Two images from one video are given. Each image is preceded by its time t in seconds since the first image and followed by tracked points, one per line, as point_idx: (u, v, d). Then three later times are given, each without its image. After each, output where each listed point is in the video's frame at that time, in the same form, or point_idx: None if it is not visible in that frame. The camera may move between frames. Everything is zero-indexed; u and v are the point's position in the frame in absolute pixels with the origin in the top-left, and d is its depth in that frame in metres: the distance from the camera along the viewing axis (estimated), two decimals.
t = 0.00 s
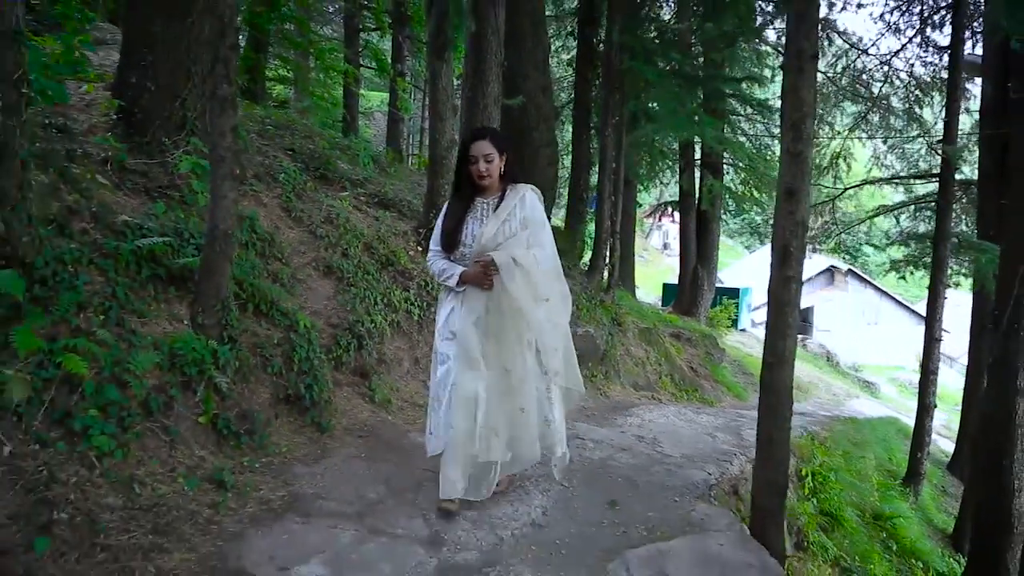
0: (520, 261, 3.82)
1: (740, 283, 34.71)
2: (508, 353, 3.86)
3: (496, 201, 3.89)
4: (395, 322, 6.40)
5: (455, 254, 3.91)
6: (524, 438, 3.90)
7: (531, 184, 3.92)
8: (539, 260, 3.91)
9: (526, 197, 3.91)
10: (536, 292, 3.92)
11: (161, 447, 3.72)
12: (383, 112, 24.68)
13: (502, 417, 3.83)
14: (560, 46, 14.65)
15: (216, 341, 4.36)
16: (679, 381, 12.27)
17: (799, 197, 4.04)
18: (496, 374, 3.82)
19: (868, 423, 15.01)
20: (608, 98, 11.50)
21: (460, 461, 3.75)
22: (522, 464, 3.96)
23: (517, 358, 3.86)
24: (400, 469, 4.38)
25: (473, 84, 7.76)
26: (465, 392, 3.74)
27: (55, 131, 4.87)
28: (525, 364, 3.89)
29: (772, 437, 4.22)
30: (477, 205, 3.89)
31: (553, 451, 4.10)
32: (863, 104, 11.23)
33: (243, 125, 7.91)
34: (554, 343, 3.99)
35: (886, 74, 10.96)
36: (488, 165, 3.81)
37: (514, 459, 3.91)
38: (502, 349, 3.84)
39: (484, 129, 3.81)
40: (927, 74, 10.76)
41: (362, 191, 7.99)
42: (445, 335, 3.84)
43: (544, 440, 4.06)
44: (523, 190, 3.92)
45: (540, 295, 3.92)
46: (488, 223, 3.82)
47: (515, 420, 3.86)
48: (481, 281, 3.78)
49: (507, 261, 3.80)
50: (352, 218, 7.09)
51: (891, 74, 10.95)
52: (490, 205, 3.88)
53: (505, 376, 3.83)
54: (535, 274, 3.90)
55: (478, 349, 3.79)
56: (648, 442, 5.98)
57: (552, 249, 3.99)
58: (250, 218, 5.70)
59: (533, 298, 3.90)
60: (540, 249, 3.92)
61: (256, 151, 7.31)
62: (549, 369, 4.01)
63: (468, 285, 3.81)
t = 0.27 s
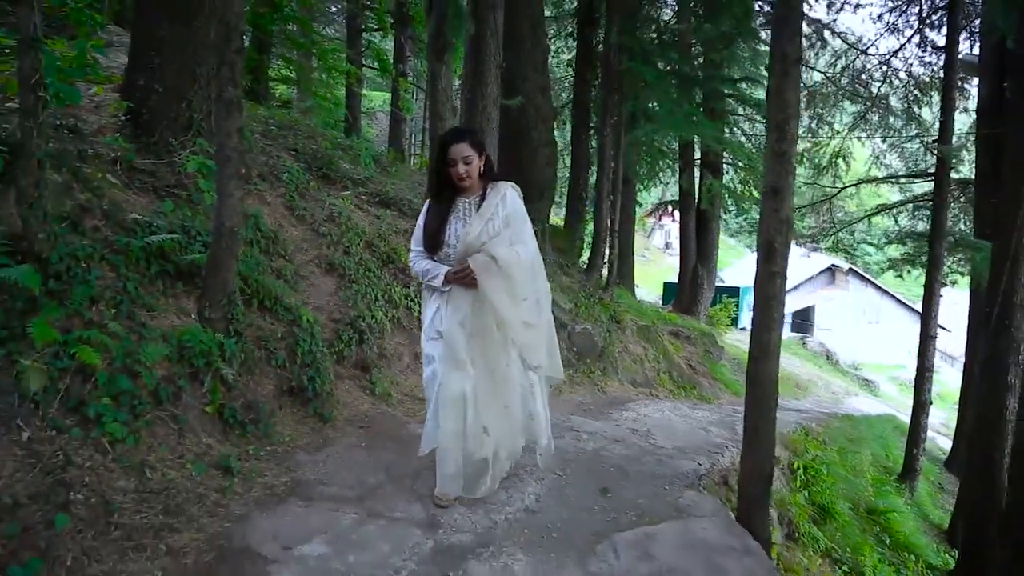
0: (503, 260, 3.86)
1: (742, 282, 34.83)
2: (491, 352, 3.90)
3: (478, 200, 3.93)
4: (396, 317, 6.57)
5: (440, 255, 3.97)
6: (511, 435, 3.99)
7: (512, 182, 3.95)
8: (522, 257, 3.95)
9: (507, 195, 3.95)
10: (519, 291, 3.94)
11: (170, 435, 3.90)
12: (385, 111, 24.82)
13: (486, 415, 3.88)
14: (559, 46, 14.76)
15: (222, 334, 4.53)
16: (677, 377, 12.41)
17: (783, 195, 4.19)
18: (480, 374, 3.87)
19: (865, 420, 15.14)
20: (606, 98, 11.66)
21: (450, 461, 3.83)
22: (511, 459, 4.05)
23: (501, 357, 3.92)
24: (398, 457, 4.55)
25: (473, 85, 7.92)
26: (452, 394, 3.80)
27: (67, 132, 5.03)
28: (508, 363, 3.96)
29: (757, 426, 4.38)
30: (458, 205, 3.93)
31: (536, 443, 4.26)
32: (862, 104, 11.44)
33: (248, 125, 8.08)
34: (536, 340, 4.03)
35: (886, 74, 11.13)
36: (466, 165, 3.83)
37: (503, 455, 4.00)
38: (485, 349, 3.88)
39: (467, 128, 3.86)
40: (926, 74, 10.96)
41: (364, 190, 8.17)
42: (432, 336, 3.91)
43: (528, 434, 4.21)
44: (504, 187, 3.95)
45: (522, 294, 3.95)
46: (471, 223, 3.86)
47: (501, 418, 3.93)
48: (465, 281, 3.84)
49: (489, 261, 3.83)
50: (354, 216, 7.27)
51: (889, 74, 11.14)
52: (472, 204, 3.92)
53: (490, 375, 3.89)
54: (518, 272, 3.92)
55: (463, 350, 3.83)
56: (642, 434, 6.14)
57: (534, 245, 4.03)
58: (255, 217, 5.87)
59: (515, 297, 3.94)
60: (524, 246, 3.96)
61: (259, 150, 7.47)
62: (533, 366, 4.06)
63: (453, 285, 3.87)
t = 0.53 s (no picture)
0: (480, 248, 3.94)
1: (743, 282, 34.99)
2: (470, 342, 4.03)
3: (454, 190, 4.01)
4: (396, 313, 6.77)
5: (417, 246, 4.03)
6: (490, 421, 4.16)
7: (486, 171, 4.03)
8: (499, 245, 4.04)
9: (482, 185, 4.03)
10: (495, 280, 4.05)
11: (179, 422, 4.11)
12: (387, 111, 25.01)
13: (466, 401, 4.06)
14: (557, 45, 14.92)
15: (229, 327, 4.74)
16: (675, 374, 12.56)
17: (765, 194, 4.37)
18: (460, 364, 4.03)
19: (861, 418, 15.31)
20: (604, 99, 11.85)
21: (434, 449, 4.00)
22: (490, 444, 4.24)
23: (480, 348, 4.05)
24: (397, 446, 4.75)
25: (472, 87, 8.12)
26: (436, 386, 3.95)
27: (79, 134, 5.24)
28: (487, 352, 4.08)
29: (741, 415, 4.57)
30: (434, 196, 4.01)
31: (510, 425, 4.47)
32: (862, 105, 11.62)
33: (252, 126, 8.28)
34: (513, 328, 4.16)
35: (886, 74, 11.30)
36: (440, 156, 3.92)
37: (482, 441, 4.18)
38: (465, 340, 4.00)
39: (444, 121, 3.95)
40: (925, 74, 11.04)
41: (365, 190, 8.37)
42: (414, 329, 3.98)
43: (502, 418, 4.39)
44: (479, 177, 4.03)
45: (499, 283, 4.06)
46: (448, 214, 3.93)
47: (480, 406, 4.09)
48: (444, 271, 3.90)
49: (467, 251, 3.92)
50: (356, 215, 7.47)
51: (888, 74, 11.27)
52: (448, 195, 4.00)
53: (470, 367, 4.02)
54: (494, 261, 4.01)
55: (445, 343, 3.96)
56: (634, 426, 6.33)
57: (509, 234, 4.12)
58: (260, 215, 6.07)
59: (492, 286, 4.04)
60: (500, 235, 4.05)
61: (264, 151, 7.67)
62: (510, 353, 4.19)
63: (432, 276, 3.92)
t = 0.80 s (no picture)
0: (473, 243, 4.04)
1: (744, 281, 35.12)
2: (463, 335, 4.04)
3: (445, 186, 4.13)
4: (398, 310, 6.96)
5: (411, 242, 4.16)
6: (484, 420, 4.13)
7: (477, 168, 4.15)
8: (491, 240, 4.14)
9: (474, 181, 4.15)
10: (487, 273, 4.11)
11: (191, 413, 4.30)
12: (390, 111, 25.16)
13: (460, 396, 4.01)
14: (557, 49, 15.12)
15: (239, 322, 4.92)
16: (674, 372, 12.71)
17: (754, 195, 4.54)
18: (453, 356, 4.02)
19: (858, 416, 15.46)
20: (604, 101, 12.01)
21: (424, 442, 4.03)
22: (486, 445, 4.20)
23: (471, 342, 4.04)
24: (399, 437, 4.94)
25: (473, 89, 8.30)
26: (428, 376, 4.05)
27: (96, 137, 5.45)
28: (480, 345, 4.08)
29: (730, 409, 4.74)
30: (427, 192, 4.13)
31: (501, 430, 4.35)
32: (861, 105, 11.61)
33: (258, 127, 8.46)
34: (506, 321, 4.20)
35: (886, 76, 11.35)
36: (433, 152, 4.06)
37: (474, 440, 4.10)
38: (457, 332, 4.02)
39: (436, 119, 4.08)
40: (924, 75, 11.12)
41: (369, 190, 8.56)
42: (409, 323, 4.10)
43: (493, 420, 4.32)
44: (470, 174, 4.15)
45: (491, 276, 4.12)
46: (441, 210, 4.06)
47: (471, 403, 4.04)
48: (438, 265, 4.03)
49: (459, 246, 4.02)
50: (360, 215, 7.66)
51: (887, 76, 11.34)
52: (440, 191, 4.13)
53: (459, 361, 4.01)
54: (486, 255, 4.09)
55: (437, 335, 4.03)
56: (630, 420, 6.52)
57: (500, 228, 4.23)
58: (267, 214, 6.25)
59: (484, 279, 4.09)
60: (492, 230, 4.15)
61: (270, 152, 7.86)
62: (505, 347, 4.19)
63: (426, 271, 4.05)
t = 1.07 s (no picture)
0: (472, 246, 4.01)
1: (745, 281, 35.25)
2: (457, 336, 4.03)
3: (447, 189, 4.15)
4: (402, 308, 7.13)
5: (413, 243, 4.20)
6: (479, 421, 4.09)
7: (480, 171, 4.14)
8: (491, 242, 4.10)
9: (476, 184, 4.14)
10: (487, 275, 4.07)
11: (204, 405, 4.46)
12: (392, 111, 25.29)
13: (451, 396, 4.02)
14: (558, 48, 15.19)
15: (249, 319, 5.09)
16: (674, 370, 12.85)
17: (746, 197, 4.70)
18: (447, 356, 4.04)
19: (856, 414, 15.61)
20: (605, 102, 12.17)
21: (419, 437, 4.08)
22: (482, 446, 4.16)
23: (464, 341, 4.03)
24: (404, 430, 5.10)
25: (475, 92, 8.47)
26: (426, 373, 4.14)
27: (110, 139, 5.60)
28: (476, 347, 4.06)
29: (724, 403, 4.89)
30: (429, 195, 4.16)
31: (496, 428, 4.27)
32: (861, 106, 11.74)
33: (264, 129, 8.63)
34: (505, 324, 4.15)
35: (886, 78, 11.43)
36: (435, 155, 4.07)
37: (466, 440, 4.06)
38: (451, 332, 4.02)
39: (439, 121, 4.11)
40: (923, 76, 11.25)
41: (373, 191, 8.73)
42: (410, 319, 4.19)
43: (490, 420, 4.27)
44: (472, 177, 4.14)
45: (490, 278, 4.07)
46: (442, 213, 4.06)
47: (462, 402, 4.02)
48: (438, 267, 4.05)
49: (458, 248, 4.02)
50: (364, 215, 7.83)
51: (887, 77, 11.43)
52: (442, 194, 4.15)
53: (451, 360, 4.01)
54: (485, 257, 4.06)
55: (433, 332, 4.07)
56: (629, 416, 6.68)
57: (503, 231, 4.19)
58: (275, 214, 6.42)
59: (482, 281, 4.06)
60: (493, 232, 4.12)
61: (277, 153, 8.02)
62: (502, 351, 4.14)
63: (426, 272, 4.09)
